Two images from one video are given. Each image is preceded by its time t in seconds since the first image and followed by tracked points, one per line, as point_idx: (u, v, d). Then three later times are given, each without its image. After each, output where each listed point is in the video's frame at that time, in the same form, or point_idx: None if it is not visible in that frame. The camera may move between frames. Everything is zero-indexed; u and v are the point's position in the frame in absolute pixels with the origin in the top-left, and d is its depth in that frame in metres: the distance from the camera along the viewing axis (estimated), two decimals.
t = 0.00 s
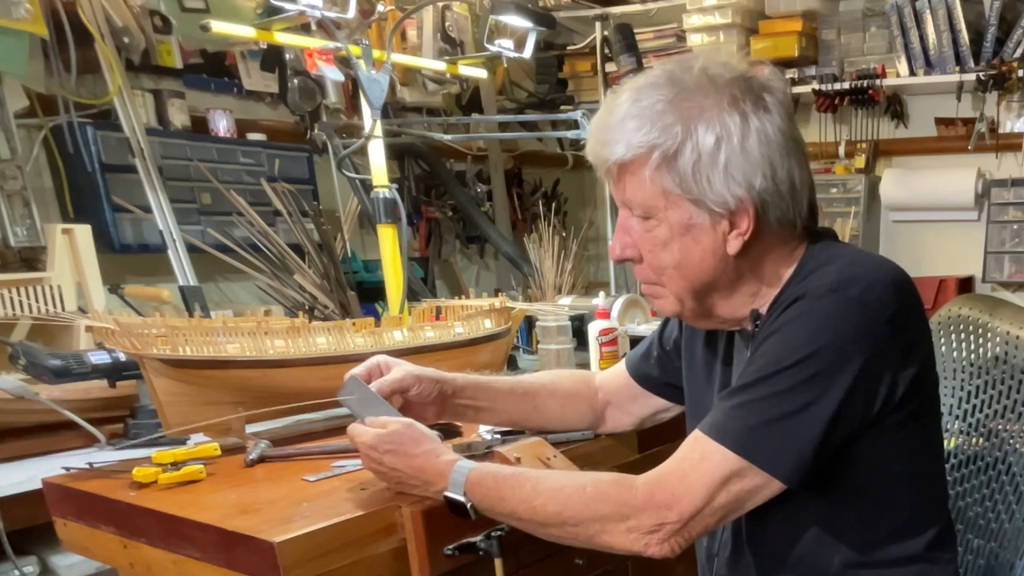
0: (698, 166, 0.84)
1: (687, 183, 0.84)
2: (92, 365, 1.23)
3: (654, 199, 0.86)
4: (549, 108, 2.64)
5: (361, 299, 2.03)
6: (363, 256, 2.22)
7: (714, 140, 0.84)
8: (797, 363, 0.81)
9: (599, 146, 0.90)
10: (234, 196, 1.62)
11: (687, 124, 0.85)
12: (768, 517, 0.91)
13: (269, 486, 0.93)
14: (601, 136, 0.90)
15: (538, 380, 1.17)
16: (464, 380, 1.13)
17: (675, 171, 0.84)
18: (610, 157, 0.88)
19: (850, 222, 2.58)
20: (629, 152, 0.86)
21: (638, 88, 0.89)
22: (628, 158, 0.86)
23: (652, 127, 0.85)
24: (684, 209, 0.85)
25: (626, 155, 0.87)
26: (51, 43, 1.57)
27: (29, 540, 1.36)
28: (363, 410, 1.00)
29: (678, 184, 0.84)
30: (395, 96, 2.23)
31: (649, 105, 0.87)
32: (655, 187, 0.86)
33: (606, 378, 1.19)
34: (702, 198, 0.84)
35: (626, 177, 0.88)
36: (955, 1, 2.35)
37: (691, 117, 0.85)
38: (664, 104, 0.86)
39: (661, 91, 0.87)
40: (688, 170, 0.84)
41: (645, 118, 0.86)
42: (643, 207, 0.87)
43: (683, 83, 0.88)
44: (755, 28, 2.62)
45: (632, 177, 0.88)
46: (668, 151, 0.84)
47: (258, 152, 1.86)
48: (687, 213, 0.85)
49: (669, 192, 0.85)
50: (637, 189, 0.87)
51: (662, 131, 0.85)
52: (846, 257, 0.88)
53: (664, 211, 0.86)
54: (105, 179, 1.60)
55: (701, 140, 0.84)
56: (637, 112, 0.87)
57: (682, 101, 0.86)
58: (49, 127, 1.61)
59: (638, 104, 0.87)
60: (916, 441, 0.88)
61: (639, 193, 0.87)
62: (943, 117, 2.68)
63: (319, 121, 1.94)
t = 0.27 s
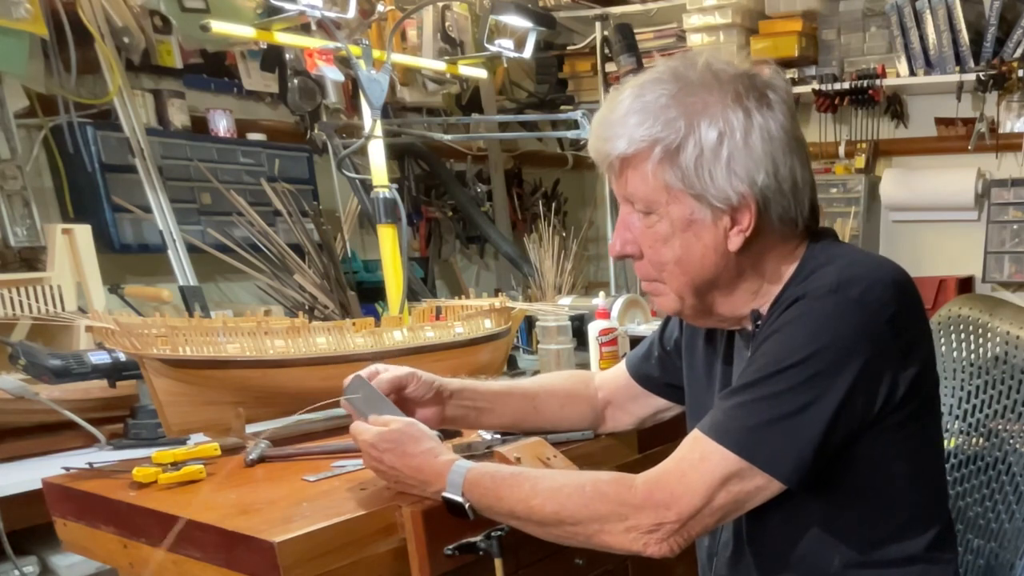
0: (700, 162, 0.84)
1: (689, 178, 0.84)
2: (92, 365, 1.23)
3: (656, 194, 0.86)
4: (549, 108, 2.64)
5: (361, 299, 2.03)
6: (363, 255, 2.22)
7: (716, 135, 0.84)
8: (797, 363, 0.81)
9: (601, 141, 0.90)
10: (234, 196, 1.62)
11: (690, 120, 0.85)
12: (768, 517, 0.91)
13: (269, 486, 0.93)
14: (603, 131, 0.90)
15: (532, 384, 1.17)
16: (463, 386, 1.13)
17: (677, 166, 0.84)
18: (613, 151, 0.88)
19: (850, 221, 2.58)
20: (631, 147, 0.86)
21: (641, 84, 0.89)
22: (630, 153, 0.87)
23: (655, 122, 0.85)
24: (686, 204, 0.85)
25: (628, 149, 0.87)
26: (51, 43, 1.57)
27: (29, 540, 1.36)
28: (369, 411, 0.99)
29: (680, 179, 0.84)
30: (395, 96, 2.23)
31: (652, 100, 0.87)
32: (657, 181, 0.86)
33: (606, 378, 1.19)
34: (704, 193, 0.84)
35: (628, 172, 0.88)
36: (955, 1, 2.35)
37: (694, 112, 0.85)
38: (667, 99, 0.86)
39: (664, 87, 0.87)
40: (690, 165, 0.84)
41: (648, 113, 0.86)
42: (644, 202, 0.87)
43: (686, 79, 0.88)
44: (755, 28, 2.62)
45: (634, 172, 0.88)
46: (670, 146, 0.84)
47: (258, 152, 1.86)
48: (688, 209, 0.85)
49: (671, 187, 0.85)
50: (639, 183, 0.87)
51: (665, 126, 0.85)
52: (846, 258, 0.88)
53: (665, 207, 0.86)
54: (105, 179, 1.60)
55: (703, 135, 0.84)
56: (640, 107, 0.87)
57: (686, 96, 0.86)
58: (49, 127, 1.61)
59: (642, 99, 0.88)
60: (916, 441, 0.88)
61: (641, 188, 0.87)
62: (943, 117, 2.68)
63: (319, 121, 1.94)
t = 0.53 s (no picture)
0: (692, 163, 0.84)
1: (681, 178, 0.84)
2: (92, 365, 1.23)
3: (649, 193, 0.86)
4: (549, 108, 2.65)
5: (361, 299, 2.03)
6: (363, 255, 2.22)
7: (708, 137, 0.84)
8: (796, 364, 0.81)
9: (600, 138, 0.91)
10: (234, 196, 1.62)
11: (684, 121, 0.85)
12: (768, 518, 0.92)
13: (269, 486, 0.93)
14: (602, 128, 0.91)
15: (534, 381, 1.17)
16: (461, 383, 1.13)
17: (670, 166, 0.85)
18: (609, 149, 0.89)
19: (850, 221, 2.58)
20: (626, 146, 0.87)
21: (640, 83, 0.89)
22: (625, 152, 0.87)
23: (650, 121, 0.86)
24: (679, 204, 0.85)
25: (623, 148, 0.87)
26: (51, 43, 1.57)
27: (29, 539, 1.36)
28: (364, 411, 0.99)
29: (673, 179, 0.85)
30: (396, 96, 2.23)
31: (648, 100, 0.87)
32: (650, 181, 0.86)
33: (606, 378, 1.19)
34: (695, 193, 0.84)
35: (624, 170, 0.89)
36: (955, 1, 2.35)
37: (688, 113, 0.85)
38: (663, 98, 0.86)
39: (661, 87, 0.87)
40: (682, 166, 0.84)
41: (643, 113, 0.86)
42: (639, 200, 0.88)
43: (684, 79, 0.88)
44: (755, 28, 2.62)
45: (630, 170, 0.88)
46: (664, 146, 0.85)
47: (258, 152, 1.86)
48: (681, 209, 0.85)
49: (664, 186, 0.85)
50: (634, 182, 0.87)
51: (659, 126, 0.85)
52: (846, 258, 0.88)
53: (659, 206, 0.86)
54: (105, 179, 1.60)
55: (696, 137, 0.84)
56: (636, 106, 0.87)
57: (681, 96, 0.86)
58: (49, 127, 1.61)
59: (639, 98, 0.88)
60: (916, 442, 0.88)
61: (636, 186, 0.87)
62: (943, 117, 2.68)
63: (319, 121, 1.94)
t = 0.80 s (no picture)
0: (705, 161, 0.84)
1: (694, 176, 0.84)
2: (92, 365, 1.23)
3: (659, 191, 0.86)
4: (549, 108, 2.65)
5: (361, 299, 2.03)
6: (363, 255, 2.22)
7: (721, 135, 0.84)
8: (797, 362, 0.81)
9: (607, 137, 0.90)
10: (235, 196, 1.62)
11: (696, 118, 0.85)
12: (768, 517, 0.91)
13: (269, 486, 0.93)
14: (608, 127, 0.90)
15: (538, 376, 1.18)
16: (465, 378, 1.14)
17: (682, 164, 0.84)
18: (617, 148, 0.88)
19: (850, 221, 2.58)
20: (636, 144, 0.86)
21: (646, 81, 0.89)
22: (635, 150, 0.87)
23: (661, 120, 0.85)
24: (690, 203, 0.85)
25: (633, 146, 0.87)
26: (51, 43, 1.57)
27: (29, 539, 1.36)
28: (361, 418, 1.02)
29: (684, 178, 0.84)
30: (396, 96, 2.23)
31: (658, 98, 0.87)
32: (661, 180, 0.86)
33: (607, 378, 1.20)
34: (708, 191, 0.84)
35: (633, 169, 0.88)
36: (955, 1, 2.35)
37: (699, 111, 0.85)
38: (673, 97, 0.86)
39: (670, 85, 0.87)
40: (695, 164, 0.84)
41: (653, 111, 0.86)
42: (648, 199, 0.87)
43: (693, 77, 0.88)
44: (755, 28, 2.61)
45: (639, 169, 0.88)
46: (676, 144, 0.84)
47: (258, 152, 1.86)
48: (692, 207, 0.85)
49: (676, 185, 0.85)
50: (644, 180, 0.87)
51: (670, 124, 0.85)
52: (846, 257, 0.88)
53: (669, 205, 0.86)
54: (105, 179, 1.60)
55: (709, 135, 0.84)
56: (645, 104, 0.87)
57: (692, 94, 0.86)
58: (49, 127, 1.61)
59: (647, 97, 0.87)
60: (916, 441, 0.88)
61: (645, 185, 0.87)
62: (943, 117, 2.68)
63: (319, 121, 1.94)
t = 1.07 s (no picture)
0: (706, 164, 0.84)
1: (695, 180, 0.84)
2: (92, 365, 1.23)
3: (661, 194, 0.86)
4: (549, 108, 2.65)
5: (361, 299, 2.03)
6: (363, 255, 2.22)
7: (723, 138, 0.84)
8: (798, 361, 0.81)
9: (607, 141, 0.90)
10: (234, 196, 1.62)
11: (697, 121, 0.84)
12: (768, 517, 0.92)
13: (269, 486, 0.93)
14: (609, 131, 0.90)
15: (539, 383, 1.18)
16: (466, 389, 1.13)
17: (684, 167, 0.84)
18: (618, 152, 0.88)
19: (850, 221, 2.58)
20: (637, 147, 0.86)
21: (647, 85, 0.89)
22: (636, 153, 0.86)
23: (662, 124, 0.85)
24: (692, 206, 0.85)
25: (634, 150, 0.86)
26: (51, 43, 1.57)
27: (29, 539, 1.36)
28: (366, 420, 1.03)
29: (686, 180, 0.84)
30: (396, 96, 2.23)
31: (659, 101, 0.86)
32: (663, 183, 0.85)
33: (606, 378, 1.20)
34: (709, 194, 0.84)
35: (634, 173, 0.88)
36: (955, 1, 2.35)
37: (701, 114, 0.85)
38: (675, 99, 0.86)
39: (671, 87, 0.87)
40: (697, 168, 0.84)
41: (655, 114, 0.86)
42: (649, 201, 0.87)
43: (694, 80, 0.88)
44: (755, 28, 2.61)
45: (640, 172, 0.87)
46: (677, 147, 0.84)
47: (258, 152, 1.86)
48: (694, 210, 0.85)
49: (677, 188, 0.85)
50: (645, 183, 0.87)
51: (671, 128, 0.85)
52: (846, 257, 0.88)
53: (670, 207, 0.86)
54: (105, 179, 1.60)
55: (710, 138, 0.84)
56: (647, 107, 0.87)
57: (693, 97, 0.86)
58: (49, 128, 1.61)
59: (648, 100, 0.87)
60: (917, 441, 0.88)
61: (646, 188, 0.87)
62: (943, 117, 2.68)
63: (319, 121, 1.94)
